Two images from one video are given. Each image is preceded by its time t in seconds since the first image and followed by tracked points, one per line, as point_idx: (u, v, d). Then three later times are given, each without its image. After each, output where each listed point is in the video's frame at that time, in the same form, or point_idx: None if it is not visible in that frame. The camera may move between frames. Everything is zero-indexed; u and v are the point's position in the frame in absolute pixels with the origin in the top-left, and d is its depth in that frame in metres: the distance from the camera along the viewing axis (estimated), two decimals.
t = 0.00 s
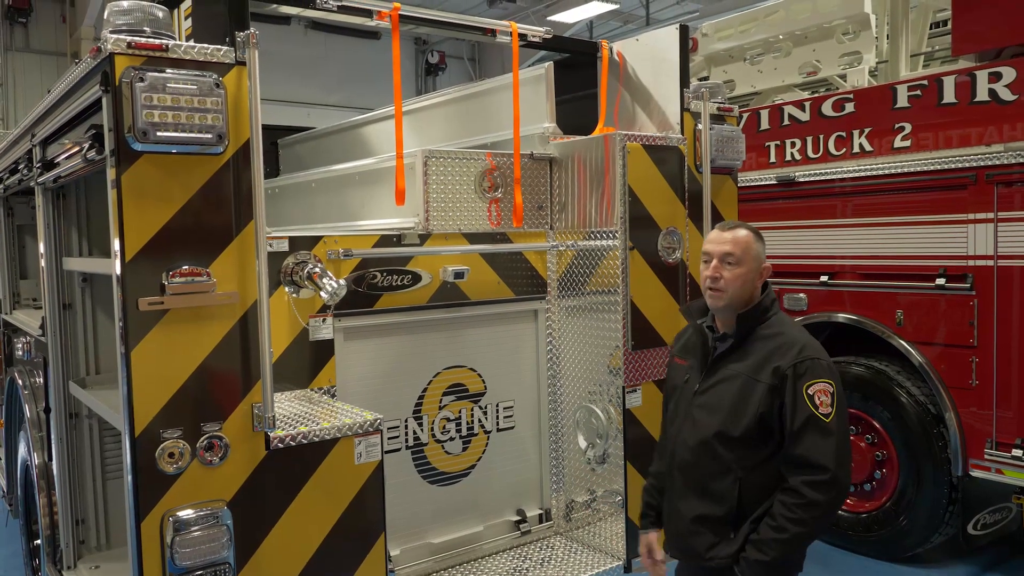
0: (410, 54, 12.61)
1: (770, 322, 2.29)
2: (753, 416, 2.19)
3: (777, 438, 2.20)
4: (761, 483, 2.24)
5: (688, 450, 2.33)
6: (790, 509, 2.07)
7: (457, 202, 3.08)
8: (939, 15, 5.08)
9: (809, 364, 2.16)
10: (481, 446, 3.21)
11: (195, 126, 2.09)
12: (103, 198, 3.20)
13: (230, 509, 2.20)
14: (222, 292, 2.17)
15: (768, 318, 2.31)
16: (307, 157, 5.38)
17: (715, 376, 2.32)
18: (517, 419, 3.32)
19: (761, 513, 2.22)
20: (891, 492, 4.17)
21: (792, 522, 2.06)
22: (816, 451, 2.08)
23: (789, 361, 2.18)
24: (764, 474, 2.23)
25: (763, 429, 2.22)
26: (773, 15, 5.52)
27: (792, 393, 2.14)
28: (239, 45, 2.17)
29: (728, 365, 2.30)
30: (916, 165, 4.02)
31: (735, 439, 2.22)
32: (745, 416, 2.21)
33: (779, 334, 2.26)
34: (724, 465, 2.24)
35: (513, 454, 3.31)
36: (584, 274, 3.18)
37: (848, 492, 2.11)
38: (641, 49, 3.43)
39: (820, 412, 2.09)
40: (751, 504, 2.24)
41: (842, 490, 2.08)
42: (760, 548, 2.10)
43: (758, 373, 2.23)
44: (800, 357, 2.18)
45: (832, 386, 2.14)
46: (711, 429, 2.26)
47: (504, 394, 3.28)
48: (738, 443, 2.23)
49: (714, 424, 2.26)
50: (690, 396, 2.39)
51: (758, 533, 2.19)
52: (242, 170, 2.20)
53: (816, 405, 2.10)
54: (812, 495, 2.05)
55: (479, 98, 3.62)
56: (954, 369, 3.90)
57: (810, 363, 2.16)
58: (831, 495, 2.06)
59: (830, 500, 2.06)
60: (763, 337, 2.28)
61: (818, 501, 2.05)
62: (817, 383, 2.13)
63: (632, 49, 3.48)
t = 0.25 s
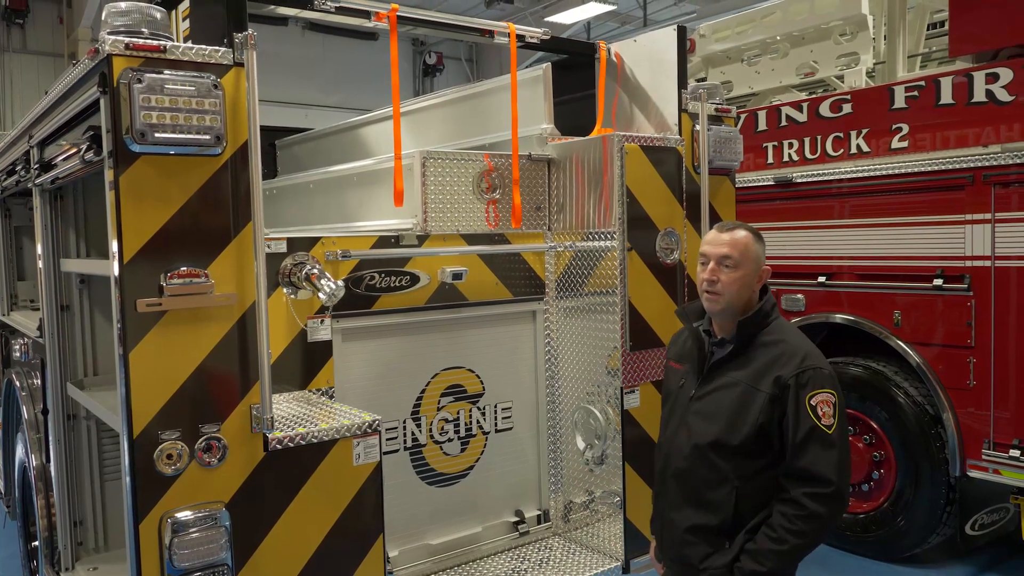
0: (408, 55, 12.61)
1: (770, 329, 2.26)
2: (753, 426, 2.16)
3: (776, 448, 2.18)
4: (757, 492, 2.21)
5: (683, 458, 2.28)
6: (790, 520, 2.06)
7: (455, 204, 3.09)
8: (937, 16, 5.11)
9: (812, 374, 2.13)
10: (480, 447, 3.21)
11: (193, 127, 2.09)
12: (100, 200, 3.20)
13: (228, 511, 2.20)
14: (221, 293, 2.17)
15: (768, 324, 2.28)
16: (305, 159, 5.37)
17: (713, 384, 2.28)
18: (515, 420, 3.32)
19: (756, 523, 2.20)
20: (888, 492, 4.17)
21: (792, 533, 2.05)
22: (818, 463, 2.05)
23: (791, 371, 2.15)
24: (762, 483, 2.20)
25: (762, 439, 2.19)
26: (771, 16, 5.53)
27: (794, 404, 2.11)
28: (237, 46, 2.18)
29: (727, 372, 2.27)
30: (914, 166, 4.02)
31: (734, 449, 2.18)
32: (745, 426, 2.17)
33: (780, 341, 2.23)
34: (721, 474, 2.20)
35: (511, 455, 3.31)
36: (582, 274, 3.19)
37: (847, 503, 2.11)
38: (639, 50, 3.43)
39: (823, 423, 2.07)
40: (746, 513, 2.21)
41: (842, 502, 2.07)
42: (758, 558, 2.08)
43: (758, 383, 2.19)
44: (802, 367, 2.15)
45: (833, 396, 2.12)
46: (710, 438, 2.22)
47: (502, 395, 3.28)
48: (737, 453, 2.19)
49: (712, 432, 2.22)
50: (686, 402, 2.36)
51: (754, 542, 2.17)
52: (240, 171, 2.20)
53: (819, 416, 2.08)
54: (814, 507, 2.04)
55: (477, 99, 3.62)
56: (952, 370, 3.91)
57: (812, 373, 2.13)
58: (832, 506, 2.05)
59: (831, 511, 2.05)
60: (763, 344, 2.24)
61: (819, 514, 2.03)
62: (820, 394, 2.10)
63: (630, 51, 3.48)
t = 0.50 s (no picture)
0: (408, 56, 12.63)
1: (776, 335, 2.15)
2: (755, 434, 2.05)
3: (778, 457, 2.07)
4: (756, 501, 2.10)
5: (681, 463, 2.18)
6: (790, 534, 1.95)
7: (455, 205, 3.10)
8: (936, 16, 5.12)
9: (817, 383, 2.02)
10: (480, 448, 3.22)
11: (193, 129, 2.09)
12: (101, 201, 3.20)
13: (228, 512, 2.20)
14: (221, 295, 2.17)
15: (773, 330, 2.17)
16: (304, 160, 5.38)
17: (714, 389, 2.18)
18: (515, 421, 3.32)
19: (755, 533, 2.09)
20: (888, 492, 4.16)
21: (792, 547, 1.94)
22: (820, 476, 1.95)
23: (796, 379, 2.04)
24: (761, 492, 2.10)
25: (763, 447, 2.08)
26: (770, 17, 5.53)
27: (798, 413, 2.00)
28: (237, 47, 2.18)
29: (729, 377, 2.16)
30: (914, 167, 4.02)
31: (733, 456, 2.08)
32: (746, 433, 2.07)
33: (784, 347, 2.12)
34: (720, 481, 2.10)
35: (511, 456, 3.32)
36: (582, 275, 3.19)
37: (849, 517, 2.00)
38: (638, 51, 3.43)
39: (827, 434, 1.97)
40: (745, 522, 2.11)
41: (845, 516, 1.96)
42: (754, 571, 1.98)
43: (760, 390, 2.09)
44: (807, 376, 2.04)
45: (839, 406, 2.02)
46: (709, 444, 2.11)
47: (502, 396, 3.28)
48: (737, 460, 2.09)
49: (711, 438, 2.11)
50: (685, 405, 2.26)
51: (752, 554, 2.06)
52: (240, 172, 2.20)
53: (824, 427, 1.97)
54: (815, 520, 1.94)
55: (476, 100, 3.62)
56: (952, 370, 3.91)
57: (818, 382, 2.02)
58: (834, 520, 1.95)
59: (832, 526, 1.95)
60: (769, 351, 2.13)
61: (821, 527, 1.93)
62: (825, 404, 2.00)
63: (628, 51, 3.48)
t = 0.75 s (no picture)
0: (409, 57, 12.63)
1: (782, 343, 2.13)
2: (760, 445, 2.03)
3: (783, 469, 2.05)
4: (760, 512, 2.08)
5: (683, 472, 2.16)
6: (797, 547, 1.93)
7: (456, 206, 3.10)
8: (937, 18, 5.11)
9: (825, 394, 2.01)
10: (482, 449, 3.22)
11: (195, 130, 2.10)
12: (103, 202, 3.20)
13: (231, 513, 2.20)
14: (223, 296, 2.16)
15: (780, 335, 2.15)
16: (306, 161, 5.38)
17: (718, 397, 2.16)
18: (517, 422, 3.32)
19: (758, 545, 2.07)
20: (891, 493, 4.14)
21: (799, 561, 1.92)
22: (828, 488, 1.93)
23: (804, 389, 2.02)
24: (766, 504, 2.08)
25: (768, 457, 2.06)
26: (771, 18, 5.53)
27: (806, 424, 1.98)
28: (240, 49, 2.18)
29: (733, 385, 2.15)
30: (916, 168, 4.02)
31: (738, 467, 2.06)
32: (751, 444, 2.05)
33: (791, 356, 2.10)
34: (723, 492, 2.08)
35: (513, 457, 3.31)
36: (583, 276, 3.19)
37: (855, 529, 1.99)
38: (640, 52, 3.43)
39: (835, 445, 1.95)
40: (748, 533, 2.09)
41: (852, 529, 1.95)
42: None
43: (766, 400, 2.06)
44: (814, 386, 2.02)
45: (846, 417, 2.00)
46: (712, 454, 2.09)
47: (504, 397, 3.28)
48: (741, 471, 2.07)
49: (716, 448, 2.09)
50: (688, 412, 2.24)
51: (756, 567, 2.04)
52: (242, 173, 2.20)
53: (832, 438, 1.96)
54: (822, 534, 1.92)
55: (478, 102, 3.62)
56: (954, 371, 3.91)
57: (826, 393, 2.00)
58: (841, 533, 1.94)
59: (839, 539, 1.93)
60: (775, 359, 2.11)
61: (828, 541, 1.92)
62: (833, 414, 1.98)
63: (630, 52, 3.48)
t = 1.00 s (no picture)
0: (410, 58, 12.64)
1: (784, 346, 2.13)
2: (764, 450, 2.03)
3: (787, 474, 2.05)
4: (764, 518, 2.08)
5: (686, 477, 2.16)
6: (803, 553, 1.93)
7: (457, 207, 3.10)
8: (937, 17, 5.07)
9: (830, 398, 2.00)
10: (484, 450, 3.22)
11: (197, 131, 2.10)
12: (105, 203, 3.21)
13: (233, 513, 2.20)
14: (225, 296, 2.17)
15: (783, 338, 2.14)
16: (307, 162, 5.38)
17: (720, 401, 2.16)
18: (519, 422, 3.32)
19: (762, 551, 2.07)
20: (892, 493, 4.14)
21: (805, 567, 1.92)
22: (833, 493, 1.93)
23: (808, 394, 2.02)
24: (769, 509, 2.07)
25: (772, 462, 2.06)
26: (772, 18, 5.53)
27: (811, 429, 1.98)
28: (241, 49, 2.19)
29: (735, 389, 2.14)
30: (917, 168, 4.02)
31: (741, 472, 2.06)
32: (755, 449, 2.05)
33: (795, 360, 2.10)
34: (726, 497, 2.08)
35: (516, 458, 3.31)
36: (585, 276, 3.19)
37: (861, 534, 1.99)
38: (641, 53, 3.43)
39: (840, 450, 1.95)
40: (751, 539, 2.09)
41: (858, 535, 1.95)
42: None
43: (770, 404, 2.06)
44: (818, 391, 2.02)
45: (851, 422, 2.00)
46: (715, 459, 2.09)
47: (505, 398, 3.28)
48: (745, 476, 2.07)
49: (719, 453, 2.09)
50: (689, 416, 2.24)
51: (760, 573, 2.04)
52: (244, 174, 2.21)
53: (837, 443, 1.96)
54: (828, 539, 1.92)
55: (479, 102, 3.62)
56: (956, 371, 3.90)
57: (830, 397, 2.00)
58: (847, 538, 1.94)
59: (845, 545, 1.93)
60: (778, 362, 2.11)
61: (834, 547, 1.92)
62: (838, 419, 1.98)
63: (631, 53, 3.49)
